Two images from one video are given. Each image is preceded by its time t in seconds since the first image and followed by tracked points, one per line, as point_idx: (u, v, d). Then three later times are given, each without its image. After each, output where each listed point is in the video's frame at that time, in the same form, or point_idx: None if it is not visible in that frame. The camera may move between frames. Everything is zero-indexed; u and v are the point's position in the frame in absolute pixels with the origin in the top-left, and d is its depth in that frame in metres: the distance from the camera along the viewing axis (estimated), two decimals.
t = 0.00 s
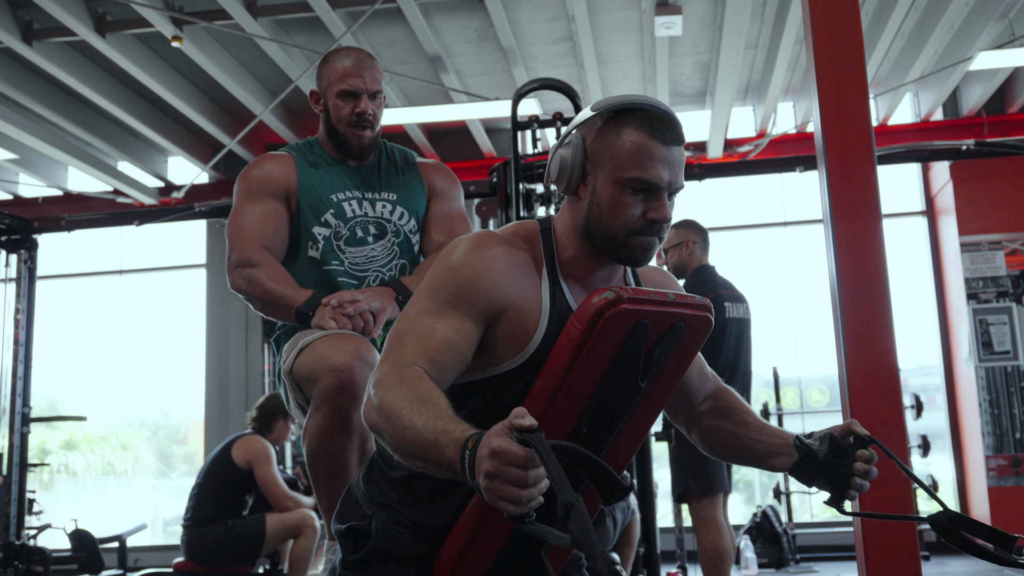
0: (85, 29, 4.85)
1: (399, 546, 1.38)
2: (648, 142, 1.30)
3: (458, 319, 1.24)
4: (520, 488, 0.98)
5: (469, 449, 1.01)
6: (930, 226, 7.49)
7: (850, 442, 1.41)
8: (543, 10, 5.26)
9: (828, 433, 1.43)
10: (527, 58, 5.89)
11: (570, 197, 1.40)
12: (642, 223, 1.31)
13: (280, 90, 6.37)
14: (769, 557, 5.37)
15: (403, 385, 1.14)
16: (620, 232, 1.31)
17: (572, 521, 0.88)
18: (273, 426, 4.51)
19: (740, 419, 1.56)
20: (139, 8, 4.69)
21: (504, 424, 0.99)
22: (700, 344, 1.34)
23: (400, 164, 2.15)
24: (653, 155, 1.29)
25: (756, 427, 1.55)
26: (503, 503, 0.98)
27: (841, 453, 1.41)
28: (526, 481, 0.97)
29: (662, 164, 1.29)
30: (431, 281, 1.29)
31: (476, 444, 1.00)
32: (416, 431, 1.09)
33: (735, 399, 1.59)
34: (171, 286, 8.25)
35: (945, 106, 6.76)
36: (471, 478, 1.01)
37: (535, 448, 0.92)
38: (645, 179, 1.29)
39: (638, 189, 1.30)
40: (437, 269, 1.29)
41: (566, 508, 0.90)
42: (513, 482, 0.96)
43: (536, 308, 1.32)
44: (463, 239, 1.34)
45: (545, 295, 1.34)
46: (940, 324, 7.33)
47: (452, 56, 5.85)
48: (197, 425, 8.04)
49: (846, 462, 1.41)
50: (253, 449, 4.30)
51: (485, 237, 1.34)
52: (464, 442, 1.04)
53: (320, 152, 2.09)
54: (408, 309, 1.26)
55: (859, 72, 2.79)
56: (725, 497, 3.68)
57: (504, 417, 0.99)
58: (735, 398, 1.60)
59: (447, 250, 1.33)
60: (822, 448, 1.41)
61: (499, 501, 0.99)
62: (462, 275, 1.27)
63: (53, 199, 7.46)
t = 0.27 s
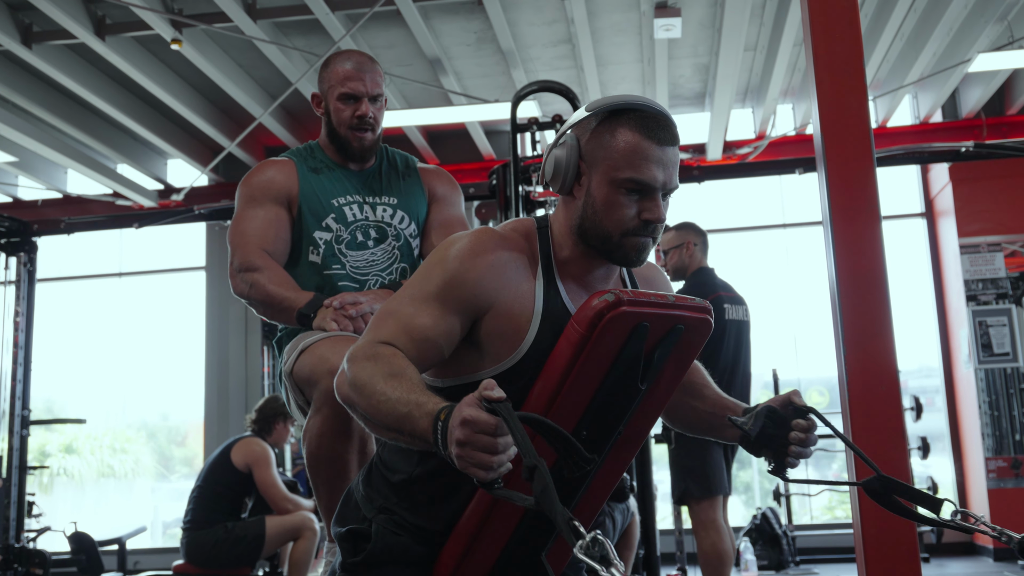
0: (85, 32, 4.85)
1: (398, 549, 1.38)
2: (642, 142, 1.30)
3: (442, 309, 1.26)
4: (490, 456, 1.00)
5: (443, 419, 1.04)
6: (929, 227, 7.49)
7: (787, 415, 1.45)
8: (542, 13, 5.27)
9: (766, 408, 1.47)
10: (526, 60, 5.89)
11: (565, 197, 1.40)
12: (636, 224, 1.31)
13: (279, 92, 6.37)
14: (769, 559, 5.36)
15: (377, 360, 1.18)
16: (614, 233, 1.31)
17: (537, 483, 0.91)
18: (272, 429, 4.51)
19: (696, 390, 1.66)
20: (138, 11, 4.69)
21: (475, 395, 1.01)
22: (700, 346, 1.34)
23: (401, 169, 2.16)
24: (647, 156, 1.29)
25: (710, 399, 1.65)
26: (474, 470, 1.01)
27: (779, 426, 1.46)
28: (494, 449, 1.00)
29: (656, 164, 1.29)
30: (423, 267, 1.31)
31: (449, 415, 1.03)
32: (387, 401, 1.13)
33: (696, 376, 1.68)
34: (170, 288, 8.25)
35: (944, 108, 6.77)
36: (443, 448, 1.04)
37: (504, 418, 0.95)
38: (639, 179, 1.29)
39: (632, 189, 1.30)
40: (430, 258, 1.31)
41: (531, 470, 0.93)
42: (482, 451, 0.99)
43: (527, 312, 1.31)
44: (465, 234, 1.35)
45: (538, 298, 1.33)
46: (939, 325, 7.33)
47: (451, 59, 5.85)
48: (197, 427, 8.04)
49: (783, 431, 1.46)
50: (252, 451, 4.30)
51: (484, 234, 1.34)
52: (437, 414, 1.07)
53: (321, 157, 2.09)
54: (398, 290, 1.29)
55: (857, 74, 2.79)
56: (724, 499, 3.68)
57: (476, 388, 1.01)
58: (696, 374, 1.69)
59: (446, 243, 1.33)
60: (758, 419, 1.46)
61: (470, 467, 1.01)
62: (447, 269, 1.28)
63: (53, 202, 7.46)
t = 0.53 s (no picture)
0: (84, 33, 4.85)
1: (397, 552, 1.38)
2: (639, 146, 1.30)
3: (428, 303, 1.27)
4: (470, 436, 1.01)
5: (424, 402, 1.05)
6: (928, 228, 7.49)
7: (751, 400, 1.47)
8: (542, 14, 5.27)
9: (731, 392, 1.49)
10: (526, 62, 5.89)
11: (560, 199, 1.40)
12: (633, 227, 1.31)
13: (279, 94, 6.37)
14: (769, 560, 5.35)
15: (361, 343, 1.20)
16: (610, 236, 1.31)
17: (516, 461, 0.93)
18: (272, 431, 4.51)
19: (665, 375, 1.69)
20: (137, 12, 4.69)
21: (456, 376, 1.02)
22: (700, 346, 1.34)
23: (403, 171, 2.16)
24: (643, 159, 1.29)
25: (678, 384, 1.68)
26: (454, 449, 1.02)
27: (742, 410, 1.47)
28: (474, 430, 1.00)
29: (653, 168, 1.29)
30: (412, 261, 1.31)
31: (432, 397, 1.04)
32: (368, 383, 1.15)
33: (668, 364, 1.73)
34: (170, 289, 8.25)
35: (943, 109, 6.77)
36: (424, 428, 1.04)
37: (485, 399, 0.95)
38: (637, 183, 1.29)
39: (629, 193, 1.30)
40: (422, 249, 1.32)
41: (509, 448, 0.94)
42: (462, 431, 1.00)
43: (516, 313, 1.30)
44: (459, 229, 1.34)
45: (529, 299, 1.32)
46: (938, 326, 7.33)
47: (451, 60, 5.85)
48: (197, 428, 8.04)
49: (745, 415, 1.47)
50: (252, 453, 4.30)
51: (477, 230, 1.34)
52: (419, 396, 1.08)
53: (322, 159, 2.10)
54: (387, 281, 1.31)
55: (856, 75, 2.79)
56: (724, 500, 3.68)
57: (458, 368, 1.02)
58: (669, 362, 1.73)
59: (439, 238, 1.34)
60: (719, 404, 1.47)
61: (450, 448, 1.02)
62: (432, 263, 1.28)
63: (52, 203, 7.46)
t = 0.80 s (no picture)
0: (84, 36, 4.85)
1: (397, 553, 1.38)
2: (644, 149, 1.30)
3: (436, 310, 1.24)
4: (484, 454, 0.98)
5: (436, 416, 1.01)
6: (927, 230, 7.49)
7: (774, 411, 1.45)
8: (542, 16, 5.27)
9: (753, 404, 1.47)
10: (525, 64, 5.89)
11: (565, 202, 1.41)
12: (638, 229, 1.31)
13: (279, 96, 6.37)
14: (769, 562, 5.34)
15: (371, 359, 1.15)
16: (615, 239, 1.32)
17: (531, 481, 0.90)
18: (272, 433, 4.51)
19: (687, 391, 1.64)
20: (137, 15, 4.70)
21: (470, 393, 0.99)
22: (699, 348, 1.35)
23: (404, 173, 2.16)
24: (648, 162, 1.29)
25: (699, 399, 1.63)
26: (467, 468, 0.99)
27: (766, 422, 1.46)
28: (490, 448, 0.98)
29: (657, 169, 1.29)
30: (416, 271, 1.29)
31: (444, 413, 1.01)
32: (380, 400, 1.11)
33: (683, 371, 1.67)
34: (170, 291, 8.25)
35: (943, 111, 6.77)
36: (436, 446, 1.01)
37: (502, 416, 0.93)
38: (641, 185, 1.29)
39: (634, 195, 1.30)
40: (423, 259, 1.29)
41: (526, 468, 0.92)
42: (476, 449, 0.97)
43: (522, 314, 1.31)
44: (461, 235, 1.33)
45: (534, 303, 1.33)
46: (938, 327, 7.33)
47: (451, 62, 5.86)
48: (197, 430, 8.04)
49: (769, 427, 1.46)
50: (251, 455, 4.30)
51: (479, 235, 1.33)
52: (432, 411, 1.04)
53: (324, 160, 2.10)
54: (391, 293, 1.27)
55: (856, 77, 2.79)
56: (724, 502, 3.67)
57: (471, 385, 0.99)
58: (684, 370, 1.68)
59: (440, 245, 1.32)
60: (742, 417, 1.46)
61: (463, 465, 0.99)
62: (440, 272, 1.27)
63: (53, 206, 7.46)
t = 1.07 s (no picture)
0: (83, 38, 4.85)
1: (397, 552, 1.39)
2: (647, 150, 1.30)
3: (456, 318, 1.24)
4: (518, 493, 0.95)
5: (469, 448, 0.99)
6: (927, 231, 7.49)
7: (833, 439, 1.38)
8: (541, 18, 5.27)
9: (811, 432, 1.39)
10: (524, 65, 5.89)
11: (568, 204, 1.41)
12: (641, 231, 1.31)
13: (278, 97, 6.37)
14: (768, 563, 5.34)
15: (400, 383, 1.13)
16: (619, 240, 1.31)
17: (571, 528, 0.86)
18: (271, 434, 4.51)
19: (734, 415, 1.57)
20: (136, 16, 4.70)
21: (507, 426, 0.98)
22: (699, 349, 1.35)
23: (405, 173, 2.16)
24: (650, 163, 1.29)
25: (749, 422, 1.55)
26: (498, 505, 0.96)
27: (827, 452, 1.39)
28: (527, 485, 0.95)
29: (660, 172, 1.29)
30: (428, 285, 1.28)
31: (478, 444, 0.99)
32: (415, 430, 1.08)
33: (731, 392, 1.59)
34: (170, 292, 8.25)
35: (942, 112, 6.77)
36: (469, 479, 0.99)
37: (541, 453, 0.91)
38: (644, 187, 1.29)
39: (637, 197, 1.30)
40: (431, 270, 1.30)
41: (569, 514, 0.86)
42: (509, 486, 0.95)
43: (534, 314, 1.31)
44: (463, 241, 1.34)
45: (544, 302, 1.33)
46: (937, 328, 7.33)
47: (450, 63, 5.86)
48: (196, 432, 8.04)
49: (830, 455, 1.39)
50: (251, 456, 4.31)
51: (483, 241, 1.34)
52: (464, 442, 1.02)
53: (325, 159, 2.10)
54: (405, 308, 1.26)
55: (855, 79, 2.79)
56: (723, 503, 3.67)
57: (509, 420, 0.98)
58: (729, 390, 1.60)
59: (446, 254, 1.33)
60: (804, 447, 1.39)
61: (494, 502, 0.96)
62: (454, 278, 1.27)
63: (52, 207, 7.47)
